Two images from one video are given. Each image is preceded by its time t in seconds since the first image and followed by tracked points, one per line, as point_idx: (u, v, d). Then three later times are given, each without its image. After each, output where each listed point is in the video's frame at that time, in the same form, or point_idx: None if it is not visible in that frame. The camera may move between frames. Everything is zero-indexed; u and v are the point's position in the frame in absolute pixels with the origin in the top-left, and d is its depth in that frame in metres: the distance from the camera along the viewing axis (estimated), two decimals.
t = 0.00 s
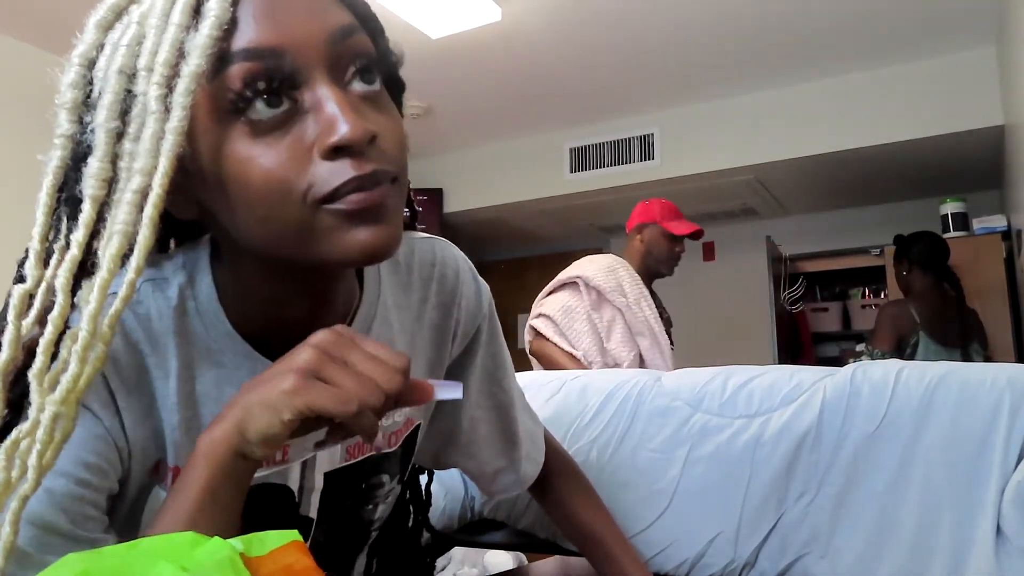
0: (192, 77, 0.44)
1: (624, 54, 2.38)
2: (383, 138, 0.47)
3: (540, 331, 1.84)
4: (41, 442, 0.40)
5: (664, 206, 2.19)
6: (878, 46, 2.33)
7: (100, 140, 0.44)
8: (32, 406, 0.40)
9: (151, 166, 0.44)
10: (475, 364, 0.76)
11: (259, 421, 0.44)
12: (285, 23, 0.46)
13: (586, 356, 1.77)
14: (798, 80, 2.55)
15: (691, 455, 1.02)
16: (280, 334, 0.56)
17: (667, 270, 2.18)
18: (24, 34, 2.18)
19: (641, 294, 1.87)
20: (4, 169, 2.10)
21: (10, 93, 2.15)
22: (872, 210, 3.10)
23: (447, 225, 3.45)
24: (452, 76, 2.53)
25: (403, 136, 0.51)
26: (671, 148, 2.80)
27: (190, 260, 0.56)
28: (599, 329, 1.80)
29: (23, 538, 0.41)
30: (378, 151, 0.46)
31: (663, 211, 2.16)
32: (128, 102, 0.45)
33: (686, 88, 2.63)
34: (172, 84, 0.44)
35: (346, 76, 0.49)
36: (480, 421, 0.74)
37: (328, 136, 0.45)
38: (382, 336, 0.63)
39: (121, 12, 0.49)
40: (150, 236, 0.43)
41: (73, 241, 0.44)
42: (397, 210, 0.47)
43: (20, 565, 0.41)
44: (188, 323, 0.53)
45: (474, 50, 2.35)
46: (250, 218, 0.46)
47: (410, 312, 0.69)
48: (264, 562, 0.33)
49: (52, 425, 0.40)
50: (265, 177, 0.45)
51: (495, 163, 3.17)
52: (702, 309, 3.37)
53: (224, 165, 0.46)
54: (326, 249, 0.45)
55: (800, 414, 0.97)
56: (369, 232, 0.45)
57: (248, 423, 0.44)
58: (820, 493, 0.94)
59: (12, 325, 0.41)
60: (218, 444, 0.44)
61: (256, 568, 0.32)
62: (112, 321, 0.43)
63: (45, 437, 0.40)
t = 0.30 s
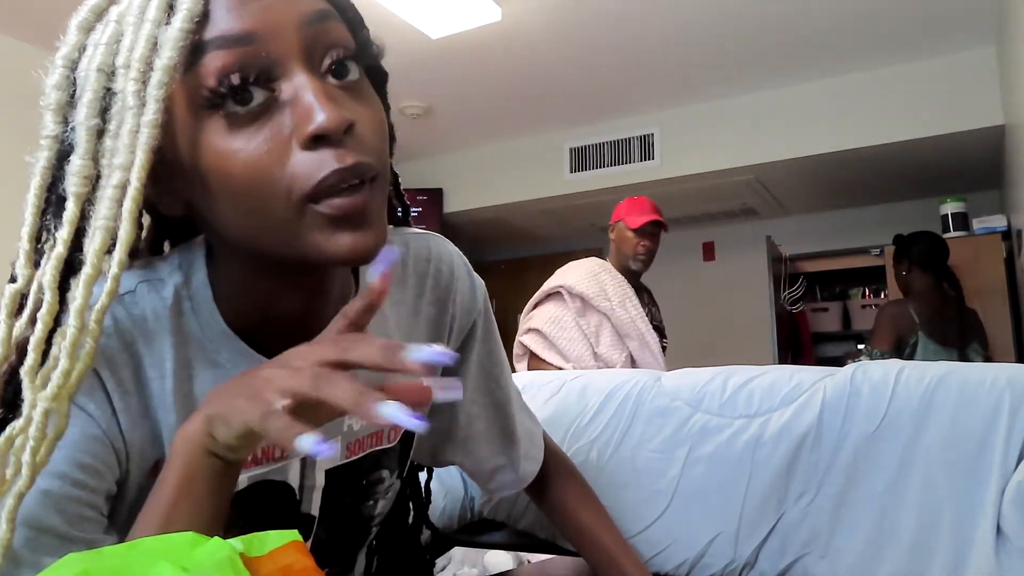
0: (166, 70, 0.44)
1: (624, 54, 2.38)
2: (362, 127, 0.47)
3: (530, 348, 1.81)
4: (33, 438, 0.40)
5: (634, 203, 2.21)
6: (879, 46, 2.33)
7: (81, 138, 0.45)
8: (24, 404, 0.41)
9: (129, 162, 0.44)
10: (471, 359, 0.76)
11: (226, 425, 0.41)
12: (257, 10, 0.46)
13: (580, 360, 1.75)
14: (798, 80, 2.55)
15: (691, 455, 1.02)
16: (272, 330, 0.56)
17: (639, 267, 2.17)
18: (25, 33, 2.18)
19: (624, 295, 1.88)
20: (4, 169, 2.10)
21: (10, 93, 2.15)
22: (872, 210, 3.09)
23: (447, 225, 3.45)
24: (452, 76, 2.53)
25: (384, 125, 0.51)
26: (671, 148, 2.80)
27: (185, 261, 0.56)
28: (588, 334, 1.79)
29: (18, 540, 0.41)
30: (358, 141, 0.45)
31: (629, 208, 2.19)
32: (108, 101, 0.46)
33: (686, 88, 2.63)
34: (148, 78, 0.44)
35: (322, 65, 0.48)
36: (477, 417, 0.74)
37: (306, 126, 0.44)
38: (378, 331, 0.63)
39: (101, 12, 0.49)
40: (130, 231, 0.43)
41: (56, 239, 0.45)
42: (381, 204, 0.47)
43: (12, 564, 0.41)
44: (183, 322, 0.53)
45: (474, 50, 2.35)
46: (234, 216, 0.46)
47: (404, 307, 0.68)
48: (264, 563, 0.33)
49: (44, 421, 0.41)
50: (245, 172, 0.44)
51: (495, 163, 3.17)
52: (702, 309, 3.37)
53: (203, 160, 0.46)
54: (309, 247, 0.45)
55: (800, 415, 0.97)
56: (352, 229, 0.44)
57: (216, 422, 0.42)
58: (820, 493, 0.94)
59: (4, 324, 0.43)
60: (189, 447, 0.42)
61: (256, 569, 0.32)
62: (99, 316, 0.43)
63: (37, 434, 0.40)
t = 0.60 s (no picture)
0: (152, 72, 0.44)
1: (623, 53, 2.38)
2: (348, 135, 0.46)
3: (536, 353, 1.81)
4: (19, 443, 0.40)
5: (635, 202, 2.22)
6: (879, 46, 2.33)
7: (70, 140, 0.45)
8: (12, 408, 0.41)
9: (116, 165, 0.44)
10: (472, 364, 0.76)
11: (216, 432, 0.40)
12: (244, 12, 0.45)
13: (585, 363, 1.74)
14: (798, 80, 2.56)
15: (691, 455, 1.02)
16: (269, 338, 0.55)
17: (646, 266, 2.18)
18: (25, 34, 2.19)
19: (627, 297, 1.88)
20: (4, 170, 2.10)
21: (9, 94, 2.15)
22: (872, 210, 3.10)
23: (447, 225, 3.45)
24: (453, 76, 2.53)
25: (374, 131, 0.50)
26: (672, 148, 2.80)
27: (180, 265, 0.55)
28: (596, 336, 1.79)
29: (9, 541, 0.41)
30: (342, 150, 0.44)
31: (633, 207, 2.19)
32: (97, 103, 0.46)
33: (687, 88, 2.63)
34: (135, 80, 0.44)
35: (310, 70, 0.47)
36: (479, 421, 0.75)
37: (291, 132, 0.43)
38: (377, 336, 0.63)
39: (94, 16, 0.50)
40: (116, 237, 0.43)
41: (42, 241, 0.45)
42: (367, 217, 0.46)
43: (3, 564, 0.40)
44: (175, 325, 0.53)
45: (474, 50, 2.35)
46: (222, 223, 0.45)
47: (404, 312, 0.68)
48: (265, 562, 0.33)
49: (30, 426, 0.40)
50: (230, 176, 0.44)
51: (495, 164, 3.17)
52: (701, 308, 3.38)
53: (189, 162, 0.45)
54: (294, 258, 0.44)
55: (799, 415, 0.97)
56: (334, 241, 0.43)
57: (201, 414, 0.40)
58: (820, 493, 0.94)
59: None
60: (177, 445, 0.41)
61: (256, 569, 0.32)
62: (86, 322, 0.43)
63: (23, 439, 0.40)
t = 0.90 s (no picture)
0: (145, 72, 0.44)
1: (623, 53, 2.38)
2: (343, 136, 0.45)
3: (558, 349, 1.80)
4: (13, 446, 0.41)
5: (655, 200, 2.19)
6: (879, 46, 2.33)
7: (62, 140, 0.46)
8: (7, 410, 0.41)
9: (108, 167, 0.44)
10: (476, 366, 0.75)
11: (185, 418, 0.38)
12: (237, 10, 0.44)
13: (613, 357, 1.73)
14: (797, 81, 2.56)
15: (691, 455, 1.02)
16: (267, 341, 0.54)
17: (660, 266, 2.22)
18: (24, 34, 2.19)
19: (646, 295, 1.88)
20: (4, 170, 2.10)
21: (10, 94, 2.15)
22: (872, 210, 3.10)
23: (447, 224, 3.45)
24: (453, 77, 2.53)
25: (371, 133, 0.50)
26: (672, 148, 2.80)
27: (179, 264, 0.55)
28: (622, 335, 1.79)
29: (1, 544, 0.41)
30: (337, 151, 0.44)
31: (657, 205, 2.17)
32: (89, 102, 0.46)
33: (686, 88, 2.63)
34: (128, 80, 0.44)
35: (306, 70, 0.46)
36: (484, 421, 0.75)
37: (284, 133, 0.43)
38: (377, 336, 0.63)
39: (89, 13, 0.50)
40: (108, 241, 0.44)
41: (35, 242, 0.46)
42: (365, 218, 0.45)
43: None
44: (173, 325, 0.53)
45: (474, 50, 2.35)
46: (216, 225, 0.45)
47: (407, 313, 0.68)
48: (266, 562, 0.33)
49: (24, 429, 0.41)
50: (223, 178, 0.44)
51: (495, 163, 3.17)
52: (701, 308, 3.38)
53: (181, 162, 0.44)
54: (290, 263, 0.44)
55: (798, 415, 0.97)
56: (330, 243, 0.43)
57: (180, 411, 0.39)
58: (820, 493, 0.94)
59: None
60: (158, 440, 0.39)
61: (256, 569, 0.32)
62: (79, 323, 0.43)
63: (17, 442, 0.41)
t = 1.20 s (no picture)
0: (145, 75, 0.44)
1: (623, 53, 2.38)
2: (344, 145, 0.45)
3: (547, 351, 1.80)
4: (11, 456, 0.40)
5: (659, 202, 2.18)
6: (878, 46, 2.33)
7: (61, 141, 0.45)
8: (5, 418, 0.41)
9: (108, 170, 0.44)
10: (481, 371, 0.75)
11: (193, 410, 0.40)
12: (240, 16, 0.45)
13: (603, 359, 1.74)
14: (797, 81, 2.56)
15: (693, 457, 1.02)
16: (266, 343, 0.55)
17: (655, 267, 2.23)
18: (25, 35, 2.18)
19: (638, 294, 1.87)
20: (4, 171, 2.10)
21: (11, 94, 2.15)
22: (872, 210, 3.10)
23: (447, 225, 3.45)
24: (453, 77, 2.53)
25: (375, 140, 0.49)
26: (672, 148, 2.80)
27: (178, 265, 0.55)
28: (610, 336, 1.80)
29: None
30: (336, 161, 0.44)
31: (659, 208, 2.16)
32: (89, 103, 0.46)
33: (686, 88, 2.63)
34: (128, 83, 0.44)
35: (308, 76, 0.47)
36: (491, 423, 0.74)
37: (282, 141, 0.43)
38: (380, 339, 0.63)
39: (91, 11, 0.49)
40: (108, 247, 0.43)
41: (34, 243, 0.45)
42: (363, 226, 0.45)
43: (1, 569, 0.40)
44: (171, 327, 0.52)
45: (474, 51, 2.35)
46: (213, 230, 0.45)
47: (411, 316, 0.68)
48: (266, 561, 0.33)
49: (22, 437, 0.40)
50: (219, 183, 0.44)
51: (495, 164, 3.17)
52: (702, 308, 3.38)
53: (180, 168, 0.45)
54: (287, 268, 0.44)
55: (801, 416, 0.97)
56: (327, 252, 0.43)
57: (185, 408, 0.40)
58: (821, 494, 0.94)
59: None
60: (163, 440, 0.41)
61: (255, 568, 0.32)
62: (79, 331, 0.43)
63: (15, 450, 0.40)
